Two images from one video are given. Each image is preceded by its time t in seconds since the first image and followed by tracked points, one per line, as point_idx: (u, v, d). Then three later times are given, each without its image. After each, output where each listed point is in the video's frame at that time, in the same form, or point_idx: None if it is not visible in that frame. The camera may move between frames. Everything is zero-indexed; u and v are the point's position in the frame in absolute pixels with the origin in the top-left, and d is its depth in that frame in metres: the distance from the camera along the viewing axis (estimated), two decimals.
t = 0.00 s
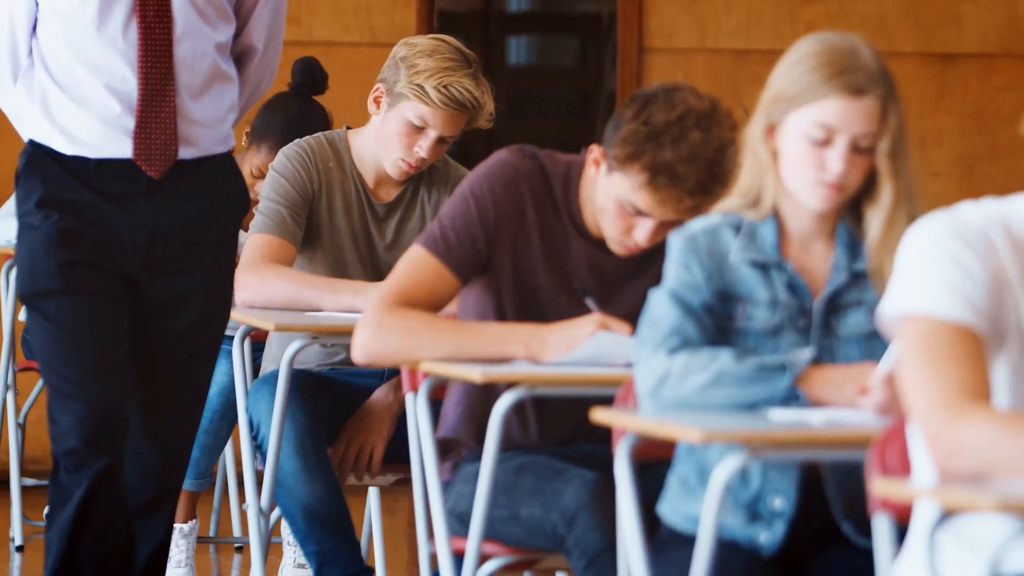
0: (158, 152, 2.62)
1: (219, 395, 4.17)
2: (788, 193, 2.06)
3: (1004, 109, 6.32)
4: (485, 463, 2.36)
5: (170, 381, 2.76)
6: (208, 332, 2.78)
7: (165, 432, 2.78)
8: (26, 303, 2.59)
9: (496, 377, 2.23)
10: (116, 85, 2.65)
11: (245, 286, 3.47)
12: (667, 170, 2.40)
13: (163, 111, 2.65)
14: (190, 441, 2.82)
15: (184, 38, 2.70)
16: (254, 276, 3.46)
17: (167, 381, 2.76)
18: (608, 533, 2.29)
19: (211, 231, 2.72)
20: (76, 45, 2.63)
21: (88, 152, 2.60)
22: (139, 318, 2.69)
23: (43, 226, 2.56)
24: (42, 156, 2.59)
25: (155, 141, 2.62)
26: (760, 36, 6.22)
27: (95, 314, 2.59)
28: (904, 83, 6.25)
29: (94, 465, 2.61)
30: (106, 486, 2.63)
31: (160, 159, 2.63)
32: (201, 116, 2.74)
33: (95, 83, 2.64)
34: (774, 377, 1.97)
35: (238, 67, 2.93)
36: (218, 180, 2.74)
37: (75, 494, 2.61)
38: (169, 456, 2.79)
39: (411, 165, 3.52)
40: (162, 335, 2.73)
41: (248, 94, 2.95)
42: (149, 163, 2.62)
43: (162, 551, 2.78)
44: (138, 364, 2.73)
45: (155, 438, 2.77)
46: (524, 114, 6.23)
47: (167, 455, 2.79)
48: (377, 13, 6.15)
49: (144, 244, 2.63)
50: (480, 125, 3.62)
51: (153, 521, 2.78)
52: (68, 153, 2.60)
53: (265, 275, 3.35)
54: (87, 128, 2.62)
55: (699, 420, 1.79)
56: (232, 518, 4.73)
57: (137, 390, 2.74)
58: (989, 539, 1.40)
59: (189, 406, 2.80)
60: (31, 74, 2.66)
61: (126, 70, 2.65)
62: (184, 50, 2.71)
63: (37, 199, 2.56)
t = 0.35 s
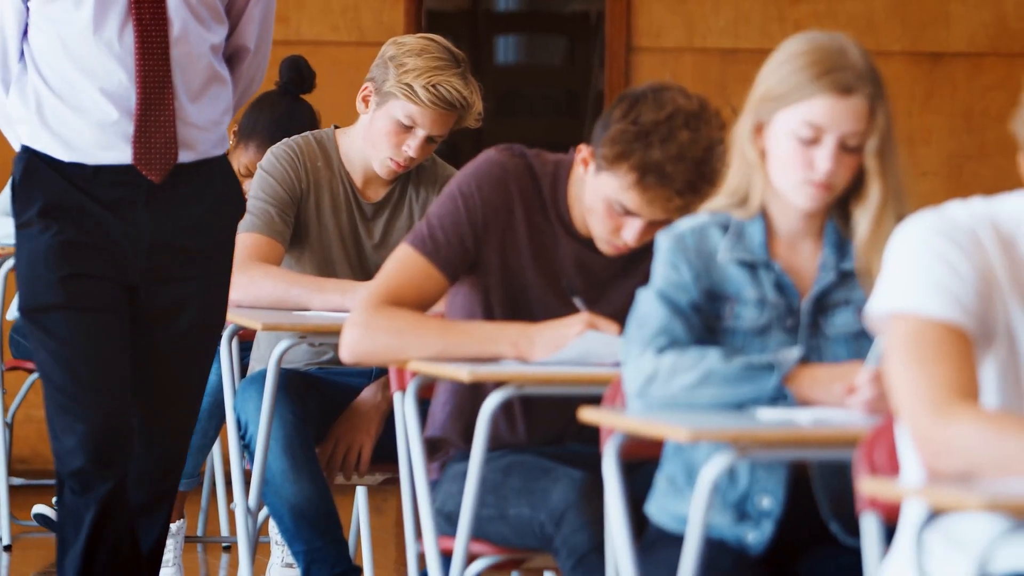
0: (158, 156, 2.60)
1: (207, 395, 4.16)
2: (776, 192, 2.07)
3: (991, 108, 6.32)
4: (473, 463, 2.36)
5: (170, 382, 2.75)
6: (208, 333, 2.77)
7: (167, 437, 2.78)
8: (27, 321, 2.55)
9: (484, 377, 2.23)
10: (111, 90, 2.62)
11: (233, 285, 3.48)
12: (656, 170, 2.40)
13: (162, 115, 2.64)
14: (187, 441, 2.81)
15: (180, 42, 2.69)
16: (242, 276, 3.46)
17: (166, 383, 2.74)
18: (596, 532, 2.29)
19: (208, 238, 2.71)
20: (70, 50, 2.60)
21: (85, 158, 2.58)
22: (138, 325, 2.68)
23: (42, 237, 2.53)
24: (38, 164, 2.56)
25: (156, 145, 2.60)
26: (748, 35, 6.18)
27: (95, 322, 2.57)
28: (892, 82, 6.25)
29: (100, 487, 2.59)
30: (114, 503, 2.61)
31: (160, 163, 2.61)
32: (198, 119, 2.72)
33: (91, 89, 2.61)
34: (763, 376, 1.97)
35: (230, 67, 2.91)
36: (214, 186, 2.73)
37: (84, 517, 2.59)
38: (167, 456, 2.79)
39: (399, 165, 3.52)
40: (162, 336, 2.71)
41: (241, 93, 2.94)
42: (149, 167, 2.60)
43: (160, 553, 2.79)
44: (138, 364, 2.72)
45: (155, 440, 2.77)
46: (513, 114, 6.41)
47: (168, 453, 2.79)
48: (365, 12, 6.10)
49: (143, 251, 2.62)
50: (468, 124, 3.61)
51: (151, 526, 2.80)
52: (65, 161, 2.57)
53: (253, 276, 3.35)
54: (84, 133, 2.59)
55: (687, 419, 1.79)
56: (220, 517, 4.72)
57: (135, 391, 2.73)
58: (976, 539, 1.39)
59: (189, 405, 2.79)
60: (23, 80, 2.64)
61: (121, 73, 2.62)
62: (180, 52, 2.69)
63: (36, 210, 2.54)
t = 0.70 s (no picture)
0: (153, 147, 2.58)
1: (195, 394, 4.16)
2: (765, 192, 2.07)
3: (979, 109, 6.33)
4: (461, 462, 2.37)
5: (172, 382, 2.73)
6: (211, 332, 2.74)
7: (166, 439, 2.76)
8: (13, 317, 2.55)
9: (472, 377, 2.23)
10: (103, 81, 2.60)
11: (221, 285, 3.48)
12: (644, 170, 2.40)
13: (155, 106, 2.61)
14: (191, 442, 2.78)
15: (171, 33, 2.66)
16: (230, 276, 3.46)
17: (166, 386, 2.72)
18: (584, 532, 2.28)
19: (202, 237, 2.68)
20: (59, 41, 2.58)
21: (77, 151, 2.56)
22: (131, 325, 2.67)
23: (31, 235, 2.53)
24: (29, 157, 2.55)
25: (149, 137, 2.57)
26: (736, 35, 6.18)
27: (82, 321, 2.56)
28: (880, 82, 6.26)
29: (87, 495, 2.58)
30: (107, 510, 2.60)
31: (154, 155, 2.58)
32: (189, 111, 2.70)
33: (83, 80, 2.59)
34: (751, 376, 1.97)
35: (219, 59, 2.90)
36: (209, 181, 2.70)
37: (74, 528, 2.58)
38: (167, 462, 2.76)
39: (388, 164, 3.52)
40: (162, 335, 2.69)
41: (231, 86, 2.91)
42: (143, 159, 2.57)
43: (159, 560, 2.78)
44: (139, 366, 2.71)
45: (154, 443, 2.75)
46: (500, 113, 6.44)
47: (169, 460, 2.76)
48: (353, 13, 6.08)
49: (137, 248, 2.59)
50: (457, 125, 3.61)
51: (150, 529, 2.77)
52: (57, 153, 2.55)
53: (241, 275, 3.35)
54: (77, 126, 2.57)
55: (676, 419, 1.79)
56: (208, 518, 4.71)
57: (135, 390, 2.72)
58: (965, 540, 1.39)
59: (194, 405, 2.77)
60: (14, 74, 2.62)
61: (112, 65, 2.60)
62: (171, 44, 2.67)
63: (25, 205, 2.53)
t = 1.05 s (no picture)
0: (137, 143, 2.43)
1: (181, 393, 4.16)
2: (752, 190, 2.07)
3: (967, 108, 6.34)
4: (449, 462, 2.37)
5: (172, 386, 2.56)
6: (209, 331, 2.58)
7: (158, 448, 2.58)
8: None
9: (459, 376, 2.23)
10: (89, 74, 2.43)
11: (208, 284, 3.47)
12: (631, 169, 2.40)
13: (140, 101, 2.45)
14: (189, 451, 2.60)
15: (158, 25, 2.49)
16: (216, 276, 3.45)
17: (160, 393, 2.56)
18: (572, 532, 2.28)
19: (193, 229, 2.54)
20: (43, 33, 2.41)
21: (60, 148, 2.40)
22: (121, 323, 2.51)
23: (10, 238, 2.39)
24: (12, 156, 2.40)
25: (134, 132, 2.43)
26: (724, 35, 6.18)
27: (68, 328, 2.44)
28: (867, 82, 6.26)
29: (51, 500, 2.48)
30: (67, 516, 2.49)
31: (139, 150, 2.43)
32: (176, 105, 2.54)
33: (68, 74, 2.42)
34: (739, 375, 1.97)
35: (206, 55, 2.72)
36: (198, 178, 2.55)
37: (37, 534, 2.49)
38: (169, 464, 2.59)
39: (375, 165, 3.52)
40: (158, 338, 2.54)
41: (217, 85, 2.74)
42: (127, 154, 2.42)
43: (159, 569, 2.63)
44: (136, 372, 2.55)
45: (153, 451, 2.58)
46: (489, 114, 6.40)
47: (182, 463, 2.59)
48: (340, 13, 6.06)
49: (123, 248, 2.45)
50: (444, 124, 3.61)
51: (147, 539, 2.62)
52: (40, 151, 2.40)
53: (229, 275, 3.35)
54: (61, 122, 2.41)
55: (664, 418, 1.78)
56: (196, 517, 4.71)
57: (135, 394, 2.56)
58: (952, 540, 1.40)
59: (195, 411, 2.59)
60: None
61: (97, 57, 2.43)
62: (158, 36, 2.49)
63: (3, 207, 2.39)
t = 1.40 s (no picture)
0: (112, 142, 2.37)
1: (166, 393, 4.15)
2: (737, 190, 2.08)
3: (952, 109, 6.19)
4: (434, 462, 2.36)
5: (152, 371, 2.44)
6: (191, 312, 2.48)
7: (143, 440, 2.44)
8: None
9: (444, 376, 2.22)
10: (67, 72, 2.38)
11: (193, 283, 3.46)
12: (615, 168, 2.40)
13: (116, 99, 2.39)
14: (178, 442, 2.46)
15: (137, 23, 2.43)
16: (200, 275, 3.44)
17: (135, 379, 2.44)
18: (557, 532, 2.28)
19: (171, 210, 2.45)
20: (20, 31, 2.35)
21: (37, 146, 2.36)
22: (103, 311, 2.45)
23: None
24: None
25: (109, 130, 2.37)
26: (709, 33, 6.06)
27: (46, 331, 2.40)
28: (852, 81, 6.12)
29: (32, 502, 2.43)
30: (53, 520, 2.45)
31: (114, 148, 2.37)
32: (155, 102, 2.47)
33: (46, 73, 2.37)
34: (724, 375, 1.97)
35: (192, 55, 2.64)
36: (178, 173, 2.48)
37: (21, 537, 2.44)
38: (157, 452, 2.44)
39: (360, 165, 3.51)
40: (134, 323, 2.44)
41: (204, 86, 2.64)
42: (101, 153, 2.37)
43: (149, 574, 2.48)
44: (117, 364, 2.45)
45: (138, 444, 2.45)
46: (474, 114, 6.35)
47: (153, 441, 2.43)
48: (326, 11, 5.91)
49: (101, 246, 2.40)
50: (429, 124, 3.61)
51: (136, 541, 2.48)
52: (18, 149, 2.36)
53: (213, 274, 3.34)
54: (38, 121, 2.36)
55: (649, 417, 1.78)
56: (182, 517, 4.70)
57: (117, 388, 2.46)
58: (937, 539, 1.40)
59: (182, 398, 2.46)
60: None
61: (75, 55, 2.38)
62: (137, 34, 2.43)
63: None
